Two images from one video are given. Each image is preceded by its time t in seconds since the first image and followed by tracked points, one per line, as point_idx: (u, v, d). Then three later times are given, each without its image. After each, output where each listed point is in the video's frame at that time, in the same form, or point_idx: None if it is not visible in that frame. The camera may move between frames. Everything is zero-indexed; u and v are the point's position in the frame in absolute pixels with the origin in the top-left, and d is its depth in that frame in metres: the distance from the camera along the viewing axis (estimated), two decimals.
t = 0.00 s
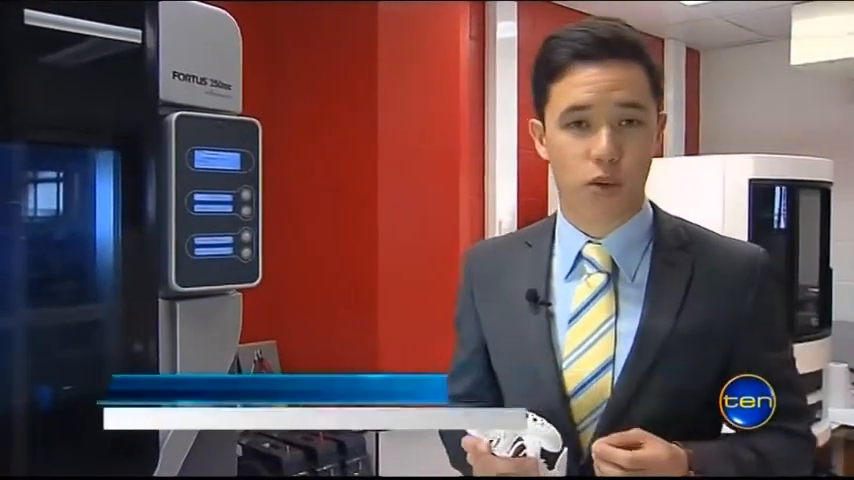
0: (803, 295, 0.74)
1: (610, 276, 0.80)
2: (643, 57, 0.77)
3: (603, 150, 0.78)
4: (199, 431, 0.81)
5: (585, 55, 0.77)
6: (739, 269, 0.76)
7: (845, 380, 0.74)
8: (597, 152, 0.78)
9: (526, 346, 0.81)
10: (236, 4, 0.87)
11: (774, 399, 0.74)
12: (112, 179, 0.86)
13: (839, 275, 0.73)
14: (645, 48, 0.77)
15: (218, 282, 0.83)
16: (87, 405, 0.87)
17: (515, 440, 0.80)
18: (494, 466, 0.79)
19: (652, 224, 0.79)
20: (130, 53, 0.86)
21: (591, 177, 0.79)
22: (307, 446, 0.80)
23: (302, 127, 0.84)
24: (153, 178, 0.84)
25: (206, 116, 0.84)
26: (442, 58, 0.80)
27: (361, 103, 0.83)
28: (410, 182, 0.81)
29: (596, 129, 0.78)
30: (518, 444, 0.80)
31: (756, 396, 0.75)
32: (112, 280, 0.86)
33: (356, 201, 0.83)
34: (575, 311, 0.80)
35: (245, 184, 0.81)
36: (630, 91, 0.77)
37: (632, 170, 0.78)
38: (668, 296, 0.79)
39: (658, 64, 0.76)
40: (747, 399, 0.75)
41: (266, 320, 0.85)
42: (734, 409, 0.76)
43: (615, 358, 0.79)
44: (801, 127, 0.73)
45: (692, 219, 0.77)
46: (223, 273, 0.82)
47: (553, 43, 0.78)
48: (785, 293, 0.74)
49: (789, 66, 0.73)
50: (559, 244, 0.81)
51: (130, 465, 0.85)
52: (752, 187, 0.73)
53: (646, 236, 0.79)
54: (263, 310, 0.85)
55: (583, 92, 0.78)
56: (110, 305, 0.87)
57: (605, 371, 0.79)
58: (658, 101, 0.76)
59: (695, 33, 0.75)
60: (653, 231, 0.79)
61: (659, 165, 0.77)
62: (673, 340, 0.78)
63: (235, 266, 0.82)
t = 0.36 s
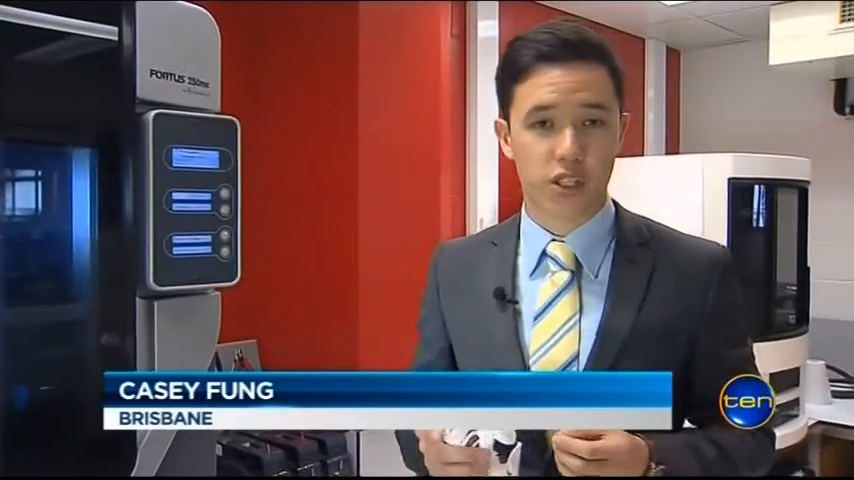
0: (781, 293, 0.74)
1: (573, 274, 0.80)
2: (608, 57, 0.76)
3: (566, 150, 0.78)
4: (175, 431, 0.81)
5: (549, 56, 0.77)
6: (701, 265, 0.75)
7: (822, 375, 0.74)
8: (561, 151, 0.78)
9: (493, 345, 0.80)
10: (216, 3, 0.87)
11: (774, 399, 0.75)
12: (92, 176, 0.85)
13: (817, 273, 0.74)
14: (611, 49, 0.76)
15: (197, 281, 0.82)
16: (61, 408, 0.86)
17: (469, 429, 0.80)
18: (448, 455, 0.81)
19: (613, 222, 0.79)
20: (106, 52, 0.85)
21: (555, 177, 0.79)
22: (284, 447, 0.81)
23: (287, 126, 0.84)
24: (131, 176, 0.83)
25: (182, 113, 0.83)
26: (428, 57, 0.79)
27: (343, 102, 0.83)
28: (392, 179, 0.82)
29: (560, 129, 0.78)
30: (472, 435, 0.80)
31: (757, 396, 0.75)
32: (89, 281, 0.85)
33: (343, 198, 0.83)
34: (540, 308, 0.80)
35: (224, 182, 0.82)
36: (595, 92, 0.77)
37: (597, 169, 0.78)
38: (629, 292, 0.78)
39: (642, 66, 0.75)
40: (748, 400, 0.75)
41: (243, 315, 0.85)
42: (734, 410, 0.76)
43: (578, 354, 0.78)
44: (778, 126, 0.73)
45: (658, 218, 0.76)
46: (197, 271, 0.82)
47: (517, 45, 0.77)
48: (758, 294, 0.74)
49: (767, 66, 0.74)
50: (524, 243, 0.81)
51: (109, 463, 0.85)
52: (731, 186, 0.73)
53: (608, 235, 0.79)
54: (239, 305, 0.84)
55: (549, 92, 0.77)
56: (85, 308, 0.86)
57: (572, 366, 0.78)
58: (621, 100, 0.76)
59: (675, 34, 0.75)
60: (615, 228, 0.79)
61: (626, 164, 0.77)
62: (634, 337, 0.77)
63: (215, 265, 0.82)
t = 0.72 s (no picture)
0: (770, 292, 0.72)
1: (565, 268, 0.77)
2: (566, 63, 0.72)
3: (526, 157, 0.74)
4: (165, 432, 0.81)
5: (506, 71, 0.73)
6: (685, 257, 0.73)
7: (811, 373, 0.71)
8: (521, 161, 0.74)
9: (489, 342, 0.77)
10: (205, 3, 0.88)
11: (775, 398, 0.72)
12: (79, 174, 0.85)
13: (806, 271, 0.71)
14: (577, 55, 0.72)
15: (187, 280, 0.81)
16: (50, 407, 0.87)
17: (409, 306, 0.75)
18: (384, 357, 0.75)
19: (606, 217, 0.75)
20: (94, 52, 0.85)
21: (521, 184, 0.76)
22: (274, 446, 0.79)
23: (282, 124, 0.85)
24: (120, 175, 0.82)
25: (170, 111, 0.82)
26: (418, 56, 0.80)
27: (333, 102, 0.84)
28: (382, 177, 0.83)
29: (518, 139, 0.74)
30: (410, 316, 0.75)
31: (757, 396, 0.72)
32: (74, 281, 0.85)
33: (334, 197, 0.85)
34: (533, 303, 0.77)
35: (213, 181, 0.80)
36: (551, 101, 0.73)
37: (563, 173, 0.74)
38: (609, 284, 0.75)
39: (632, 66, 0.74)
40: (747, 400, 0.72)
41: (238, 312, 0.86)
42: (734, 410, 0.72)
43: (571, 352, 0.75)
44: (761, 125, 0.71)
45: (649, 215, 0.74)
46: (189, 270, 0.81)
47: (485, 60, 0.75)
48: (747, 291, 0.73)
49: (756, 66, 0.71)
50: (521, 238, 0.78)
51: (96, 463, 0.85)
52: (721, 185, 0.71)
53: (599, 231, 0.76)
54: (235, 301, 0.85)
55: (507, 104, 0.74)
56: (72, 308, 0.86)
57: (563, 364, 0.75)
58: (589, 105, 0.73)
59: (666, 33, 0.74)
60: (605, 226, 0.75)
61: (612, 162, 0.74)
62: (610, 327, 0.75)
63: (202, 264, 0.81)
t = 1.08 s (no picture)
0: (766, 291, 0.72)
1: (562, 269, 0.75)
2: (567, 52, 0.74)
3: (546, 148, 0.74)
4: (161, 432, 0.81)
5: (510, 66, 0.74)
6: (681, 257, 0.73)
7: (806, 373, 0.72)
8: (540, 151, 0.74)
9: (487, 341, 0.76)
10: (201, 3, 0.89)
11: (775, 399, 0.71)
12: (73, 172, 0.85)
13: (802, 271, 0.71)
14: (572, 46, 0.74)
15: (182, 279, 0.81)
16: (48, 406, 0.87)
17: (421, 267, 0.75)
18: (392, 317, 0.75)
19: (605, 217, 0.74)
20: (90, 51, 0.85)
21: (541, 179, 0.75)
22: (270, 446, 0.79)
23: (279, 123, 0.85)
24: (115, 174, 0.82)
25: (166, 111, 0.82)
26: (414, 56, 0.79)
27: (328, 102, 0.84)
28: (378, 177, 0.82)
29: (533, 131, 0.74)
30: (421, 277, 0.75)
31: (757, 396, 0.71)
32: (74, 281, 0.86)
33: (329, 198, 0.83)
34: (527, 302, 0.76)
35: (209, 180, 0.81)
36: (560, 88, 0.74)
37: (581, 162, 0.74)
38: (602, 281, 0.75)
39: (628, 66, 0.74)
40: (748, 400, 0.71)
41: (238, 312, 0.86)
42: (734, 410, 0.72)
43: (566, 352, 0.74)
44: (756, 124, 0.71)
45: (648, 215, 0.73)
46: (184, 269, 0.81)
47: (478, 60, 0.76)
48: (744, 290, 0.73)
49: (752, 66, 0.72)
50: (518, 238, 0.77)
51: (91, 463, 0.85)
52: (716, 184, 0.71)
53: (597, 231, 0.75)
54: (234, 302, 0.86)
55: (517, 96, 0.75)
56: (70, 307, 0.86)
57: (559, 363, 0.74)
58: (591, 93, 0.74)
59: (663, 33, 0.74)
60: (603, 226, 0.74)
61: (611, 161, 0.74)
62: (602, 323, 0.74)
63: (198, 263, 0.81)
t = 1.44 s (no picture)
0: (766, 290, 0.72)
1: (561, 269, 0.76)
2: (572, 51, 0.73)
3: (546, 145, 0.74)
4: (160, 432, 0.81)
5: (515, 61, 0.74)
6: (681, 257, 0.73)
7: (806, 373, 0.72)
8: (540, 148, 0.74)
9: (486, 342, 0.76)
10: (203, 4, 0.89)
11: (775, 399, 0.71)
12: (73, 174, 0.84)
13: (802, 271, 0.71)
14: (578, 46, 0.74)
15: (182, 279, 0.81)
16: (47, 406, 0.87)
17: (424, 274, 0.74)
18: (394, 321, 0.75)
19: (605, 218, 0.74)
20: (90, 51, 0.85)
21: (539, 177, 0.75)
22: (270, 446, 0.79)
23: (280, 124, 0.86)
24: (116, 176, 0.82)
25: (165, 111, 0.82)
26: (417, 55, 0.80)
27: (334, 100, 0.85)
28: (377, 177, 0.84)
29: (534, 128, 0.74)
30: (423, 284, 0.75)
31: (757, 396, 0.72)
32: (73, 281, 0.85)
33: (333, 198, 0.84)
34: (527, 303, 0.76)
35: (208, 180, 0.81)
36: (563, 86, 0.74)
37: (581, 161, 0.74)
38: (601, 281, 0.75)
39: (628, 67, 0.74)
40: (748, 400, 0.72)
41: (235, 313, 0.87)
42: (734, 410, 0.72)
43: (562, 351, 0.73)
44: (755, 124, 0.71)
45: (648, 215, 0.73)
46: (183, 269, 0.81)
47: (484, 55, 0.75)
48: (744, 290, 0.73)
49: (751, 66, 0.71)
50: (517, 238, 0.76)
51: (90, 463, 0.85)
52: (716, 184, 0.71)
53: (596, 231, 0.75)
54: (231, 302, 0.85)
55: (519, 92, 0.74)
56: (69, 307, 0.86)
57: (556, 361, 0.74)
58: (594, 95, 0.73)
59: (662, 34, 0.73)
60: (603, 226, 0.75)
61: (610, 161, 0.74)
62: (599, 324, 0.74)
63: (198, 264, 0.81)
